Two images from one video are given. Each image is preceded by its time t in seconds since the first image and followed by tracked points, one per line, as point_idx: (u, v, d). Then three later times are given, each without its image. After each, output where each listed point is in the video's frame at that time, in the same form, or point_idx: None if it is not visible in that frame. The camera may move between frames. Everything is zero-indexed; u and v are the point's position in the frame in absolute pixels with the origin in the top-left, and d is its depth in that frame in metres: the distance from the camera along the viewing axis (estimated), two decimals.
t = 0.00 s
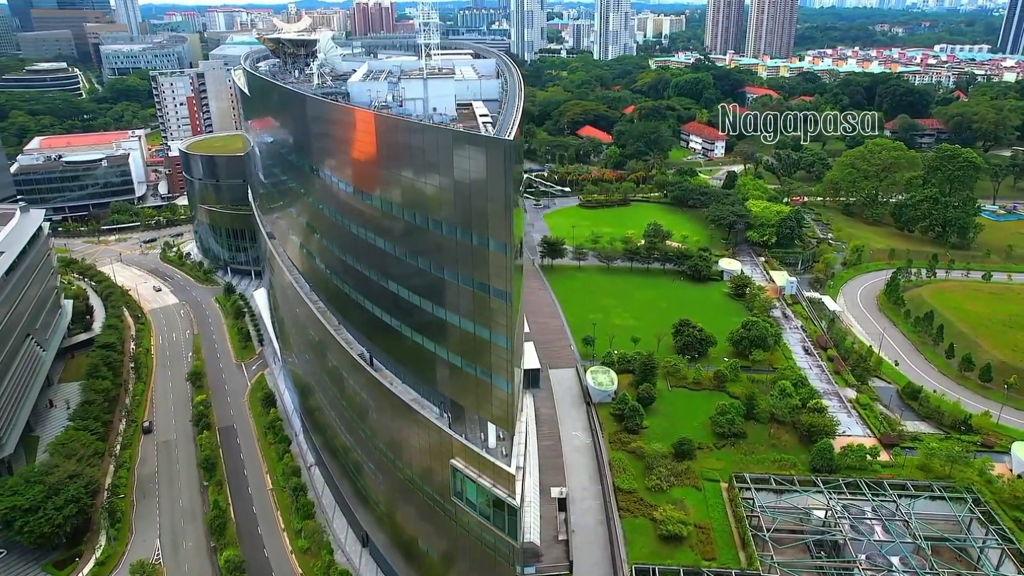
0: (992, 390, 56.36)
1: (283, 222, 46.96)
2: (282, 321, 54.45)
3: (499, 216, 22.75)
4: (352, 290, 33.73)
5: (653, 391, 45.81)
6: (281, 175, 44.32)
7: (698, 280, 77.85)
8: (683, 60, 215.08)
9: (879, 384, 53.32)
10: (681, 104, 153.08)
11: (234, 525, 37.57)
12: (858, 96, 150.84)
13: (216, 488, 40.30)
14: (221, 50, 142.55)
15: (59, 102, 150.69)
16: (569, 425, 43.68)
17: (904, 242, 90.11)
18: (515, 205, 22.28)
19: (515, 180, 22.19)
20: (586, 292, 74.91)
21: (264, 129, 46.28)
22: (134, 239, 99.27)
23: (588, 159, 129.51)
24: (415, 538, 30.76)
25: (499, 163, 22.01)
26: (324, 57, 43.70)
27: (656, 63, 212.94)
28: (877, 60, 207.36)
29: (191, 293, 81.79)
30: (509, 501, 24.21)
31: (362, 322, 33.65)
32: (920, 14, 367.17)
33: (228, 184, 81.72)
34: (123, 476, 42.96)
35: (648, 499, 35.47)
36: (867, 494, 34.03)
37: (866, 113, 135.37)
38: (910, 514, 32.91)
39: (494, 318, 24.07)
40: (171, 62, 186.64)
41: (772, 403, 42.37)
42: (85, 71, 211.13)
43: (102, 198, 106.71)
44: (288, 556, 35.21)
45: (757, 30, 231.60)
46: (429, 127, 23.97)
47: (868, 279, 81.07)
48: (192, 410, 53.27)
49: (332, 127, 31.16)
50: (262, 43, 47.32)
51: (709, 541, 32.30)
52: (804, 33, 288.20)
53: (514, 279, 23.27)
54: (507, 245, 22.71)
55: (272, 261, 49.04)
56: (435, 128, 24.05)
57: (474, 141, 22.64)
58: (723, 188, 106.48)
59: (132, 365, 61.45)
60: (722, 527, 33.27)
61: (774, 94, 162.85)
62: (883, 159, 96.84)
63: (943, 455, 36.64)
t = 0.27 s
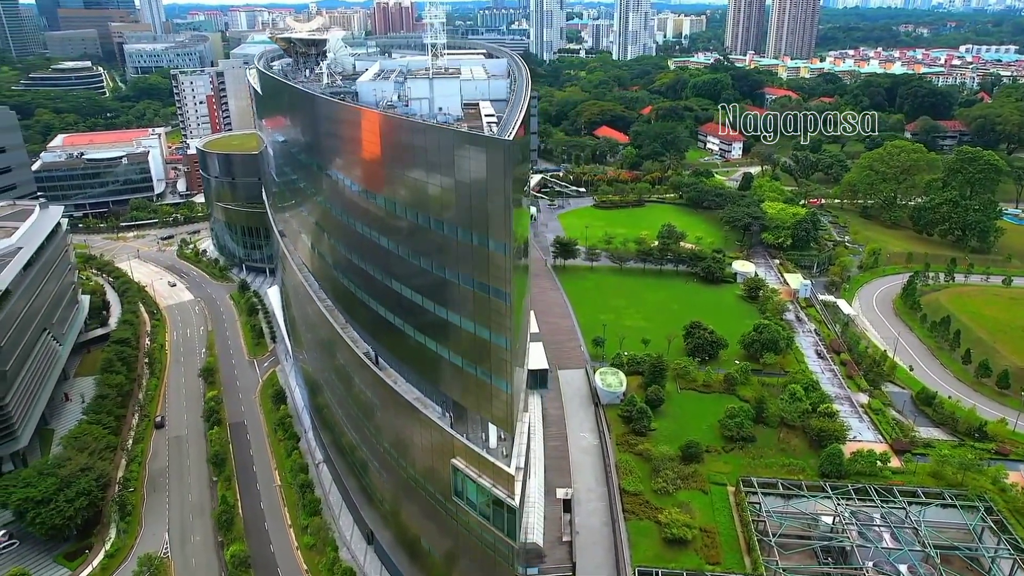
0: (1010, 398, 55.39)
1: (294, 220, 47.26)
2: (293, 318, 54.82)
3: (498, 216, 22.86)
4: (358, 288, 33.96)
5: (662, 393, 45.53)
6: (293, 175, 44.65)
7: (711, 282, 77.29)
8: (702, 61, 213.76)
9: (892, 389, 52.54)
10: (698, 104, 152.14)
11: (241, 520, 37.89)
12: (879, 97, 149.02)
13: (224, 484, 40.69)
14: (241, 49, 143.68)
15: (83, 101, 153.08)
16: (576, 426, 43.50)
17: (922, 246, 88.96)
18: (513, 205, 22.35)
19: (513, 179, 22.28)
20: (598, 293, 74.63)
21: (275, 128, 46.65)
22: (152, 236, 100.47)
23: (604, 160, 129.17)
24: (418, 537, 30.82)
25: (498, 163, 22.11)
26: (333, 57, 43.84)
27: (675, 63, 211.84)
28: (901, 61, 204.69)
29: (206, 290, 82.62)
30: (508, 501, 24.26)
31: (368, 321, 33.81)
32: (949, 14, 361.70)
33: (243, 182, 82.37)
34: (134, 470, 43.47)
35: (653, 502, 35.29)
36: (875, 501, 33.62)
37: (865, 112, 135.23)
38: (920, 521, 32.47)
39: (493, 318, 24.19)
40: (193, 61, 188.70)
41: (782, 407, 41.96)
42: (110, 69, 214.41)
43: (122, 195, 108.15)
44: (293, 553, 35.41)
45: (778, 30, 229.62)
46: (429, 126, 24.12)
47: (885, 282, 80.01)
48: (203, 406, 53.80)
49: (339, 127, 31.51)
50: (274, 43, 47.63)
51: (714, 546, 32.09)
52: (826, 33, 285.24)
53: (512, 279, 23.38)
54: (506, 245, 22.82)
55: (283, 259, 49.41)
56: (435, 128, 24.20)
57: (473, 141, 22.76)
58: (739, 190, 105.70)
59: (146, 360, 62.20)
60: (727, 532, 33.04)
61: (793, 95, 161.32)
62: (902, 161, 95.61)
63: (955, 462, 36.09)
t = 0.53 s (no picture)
0: None
1: (304, 219, 47.52)
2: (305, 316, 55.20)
3: (499, 216, 22.93)
4: (364, 287, 34.18)
5: (671, 395, 45.24)
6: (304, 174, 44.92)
7: (724, 284, 76.70)
8: (722, 61, 212.29)
9: (906, 395, 51.77)
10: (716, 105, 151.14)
11: (249, 515, 38.23)
12: (900, 98, 147.13)
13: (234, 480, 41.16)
14: (260, 48, 144.54)
15: (106, 99, 155.38)
16: (585, 427, 43.36)
17: (941, 249, 87.66)
18: (512, 204, 22.43)
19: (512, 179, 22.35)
20: (610, 294, 74.32)
21: (286, 127, 46.96)
22: (170, 232, 101.61)
23: (620, 160, 128.72)
24: (421, 535, 30.88)
25: (498, 163, 22.17)
26: (342, 56, 43.83)
27: (694, 64, 210.62)
28: (924, 62, 201.86)
29: (221, 287, 83.41)
30: (507, 502, 24.36)
31: (374, 319, 34.00)
32: (977, 14, 355.84)
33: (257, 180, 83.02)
34: (146, 464, 43.98)
35: (659, 505, 35.17)
36: (884, 508, 33.24)
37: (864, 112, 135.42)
38: (930, 529, 32.01)
39: (492, 318, 24.31)
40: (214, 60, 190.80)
41: (792, 411, 41.55)
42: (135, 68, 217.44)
43: (142, 192, 109.56)
44: (299, 549, 35.63)
45: (799, 31, 227.54)
46: (431, 126, 24.27)
47: (902, 286, 78.95)
48: (215, 402, 54.32)
49: (346, 126, 31.77)
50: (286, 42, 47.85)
51: (719, 550, 31.96)
52: (849, 34, 282.27)
53: (512, 279, 23.46)
54: (506, 245, 22.88)
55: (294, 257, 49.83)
56: (437, 127, 24.36)
57: (474, 140, 22.86)
58: (755, 192, 104.89)
59: (160, 356, 62.94)
60: (733, 536, 32.87)
61: (812, 96, 159.73)
62: (921, 164, 94.24)
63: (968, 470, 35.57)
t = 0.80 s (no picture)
0: None
1: (316, 217, 47.82)
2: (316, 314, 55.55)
3: (499, 216, 23.02)
4: (370, 286, 34.41)
5: (681, 398, 44.96)
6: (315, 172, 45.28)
7: (738, 286, 76.07)
8: (742, 61, 210.56)
9: (920, 401, 50.98)
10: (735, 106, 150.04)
11: (257, 511, 38.57)
12: (922, 100, 145.00)
13: (243, 476, 41.59)
14: (280, 47, 145.69)
15: (129, 97, 157.54)
16: (593, 428, 43.19)
17: (960, 254, 86.31)
18: (511, 205, 22.53)
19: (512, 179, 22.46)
20: (622, 295, 74.02)
21: (298, 125, 47.30)
22: (187, 229, 102.70)
23: (637, 161, 128.26)
24: (425, 535, 30.97)
25: (497, 163, 22.27)
26: (352, 57, 43.96)
27: (713, 64, 209.30)
28: (950, 63, 198.59)
29: (236, 284, 84.20)
30: (506, 502, 24.43)
31: (380, 318, 34.21)
32: (1005, 15, 349.45)
33: (273, 178, 83.63)
34: (157, 458, 44.52)
35: (665, 508, 35.04)
36: (894, 515, 32.85)
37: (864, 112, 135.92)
38: (940, 537, 31.60)
39: (492, 318, 24.44)
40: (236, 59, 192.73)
41: (802, 415, 41.10)
42: (159, 67, 220.24)
43: (161, 189, 110.87)
44: (305, 546, 35.82)
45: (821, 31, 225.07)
46: (431, 126, 24.45)
47: (919, 290, 77.88)
48: (227, 398, 54.87)
49: (352, 125, 32.02)
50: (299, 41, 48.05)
51: (724, 554, 31.81)
52: (873, 35, 278.56)
53: (512, 279, 23.56)
54: (505, 245, 22.98)
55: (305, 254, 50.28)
56: (437, 127, 24.53)
57: (473, 141, 23.00)
58: (771, 193, 104.03)
59: (175, 352, 63.70)
60: (739, 541, 32.70)
61: (833, 97, 157.96)
62: (941, 166, 92.85)
63: (980, 478, 35.04)
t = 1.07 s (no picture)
0: None
1: (326, 215, 48.11)
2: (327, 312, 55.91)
3: (498, 216, 23.09)
4: (376, 284, 34.62)
5: (690, 401, 44.66)
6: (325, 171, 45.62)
7: (751, 289, 75.43)
8: (763, 62, 208.65)
9: (935, 407, 50.17)
10: (753, 107, 148.82)
11: (265, 507, 38.89)
12: (945, 102, 142.79)
13: (252, 471, 41.98)
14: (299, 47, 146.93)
15: (151, 96, 159.42)
16: (601, 430, 42.99)
17: (980, 258, 84.96)
18: (511, 205, 22.60)
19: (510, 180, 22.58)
20: (634, 296, 73.69)
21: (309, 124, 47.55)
22: (204, 227, 103.70)
23: (653, 162, 127.60)
24: (428, 533, 31.06)
25: (495, 163, 22.37)
26: (362, 56, 43.82)
27: (733, 64, 207.66)
28: (976, 64, 195.30)
29: (251, 281, 84.90)
30: (505, 502, 24.49)
31: (386, 317, 34.43)
32: None
33: (287, 176, 84.24)
34: (168, 453, 45.02)
35: (671, 511, 34.91)
36: (903, 522, 32.45)
37: (865, 112, 136.92)
38: (950, 545, 31.18)
39: (492, 319, 24.51)
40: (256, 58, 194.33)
41: (812, 420, 40.62)
42: (181, 65, 222.60)
43: (179, 187, 112.11)
44: (311, 542, 36.05)
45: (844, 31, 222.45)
46: (433, 126, 24.60)
47: (937, 295, 76.76)
48: (238, 394, 55.34)
49: (359, 125, 32.27)
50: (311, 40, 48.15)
51: (730, 559, 31.65)
52: (897, 36, 274.74)
53: (511, 279, 23.65)
54: (505, 245, 23.03)
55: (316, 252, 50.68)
56: (438, 127, 24.66)
57: (473, 141, 23.11)
58: (788, 195, 103.09)
59: (189, 348, 64.42)
60: (745, 546, 32.51)
61: (854, 98, 156.08)
62: (962, 169, 91.40)
63: (993, 487, 34.50)
